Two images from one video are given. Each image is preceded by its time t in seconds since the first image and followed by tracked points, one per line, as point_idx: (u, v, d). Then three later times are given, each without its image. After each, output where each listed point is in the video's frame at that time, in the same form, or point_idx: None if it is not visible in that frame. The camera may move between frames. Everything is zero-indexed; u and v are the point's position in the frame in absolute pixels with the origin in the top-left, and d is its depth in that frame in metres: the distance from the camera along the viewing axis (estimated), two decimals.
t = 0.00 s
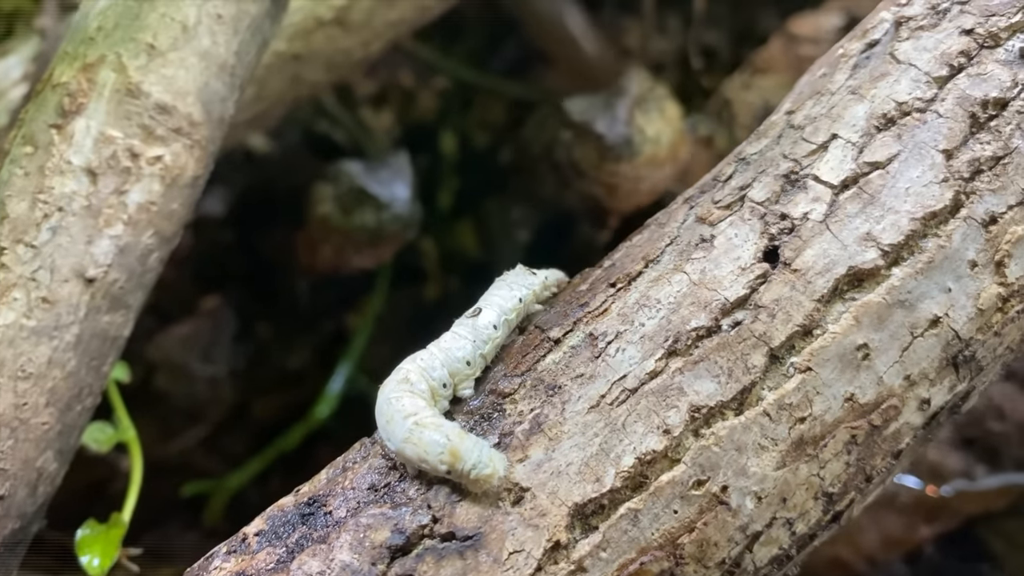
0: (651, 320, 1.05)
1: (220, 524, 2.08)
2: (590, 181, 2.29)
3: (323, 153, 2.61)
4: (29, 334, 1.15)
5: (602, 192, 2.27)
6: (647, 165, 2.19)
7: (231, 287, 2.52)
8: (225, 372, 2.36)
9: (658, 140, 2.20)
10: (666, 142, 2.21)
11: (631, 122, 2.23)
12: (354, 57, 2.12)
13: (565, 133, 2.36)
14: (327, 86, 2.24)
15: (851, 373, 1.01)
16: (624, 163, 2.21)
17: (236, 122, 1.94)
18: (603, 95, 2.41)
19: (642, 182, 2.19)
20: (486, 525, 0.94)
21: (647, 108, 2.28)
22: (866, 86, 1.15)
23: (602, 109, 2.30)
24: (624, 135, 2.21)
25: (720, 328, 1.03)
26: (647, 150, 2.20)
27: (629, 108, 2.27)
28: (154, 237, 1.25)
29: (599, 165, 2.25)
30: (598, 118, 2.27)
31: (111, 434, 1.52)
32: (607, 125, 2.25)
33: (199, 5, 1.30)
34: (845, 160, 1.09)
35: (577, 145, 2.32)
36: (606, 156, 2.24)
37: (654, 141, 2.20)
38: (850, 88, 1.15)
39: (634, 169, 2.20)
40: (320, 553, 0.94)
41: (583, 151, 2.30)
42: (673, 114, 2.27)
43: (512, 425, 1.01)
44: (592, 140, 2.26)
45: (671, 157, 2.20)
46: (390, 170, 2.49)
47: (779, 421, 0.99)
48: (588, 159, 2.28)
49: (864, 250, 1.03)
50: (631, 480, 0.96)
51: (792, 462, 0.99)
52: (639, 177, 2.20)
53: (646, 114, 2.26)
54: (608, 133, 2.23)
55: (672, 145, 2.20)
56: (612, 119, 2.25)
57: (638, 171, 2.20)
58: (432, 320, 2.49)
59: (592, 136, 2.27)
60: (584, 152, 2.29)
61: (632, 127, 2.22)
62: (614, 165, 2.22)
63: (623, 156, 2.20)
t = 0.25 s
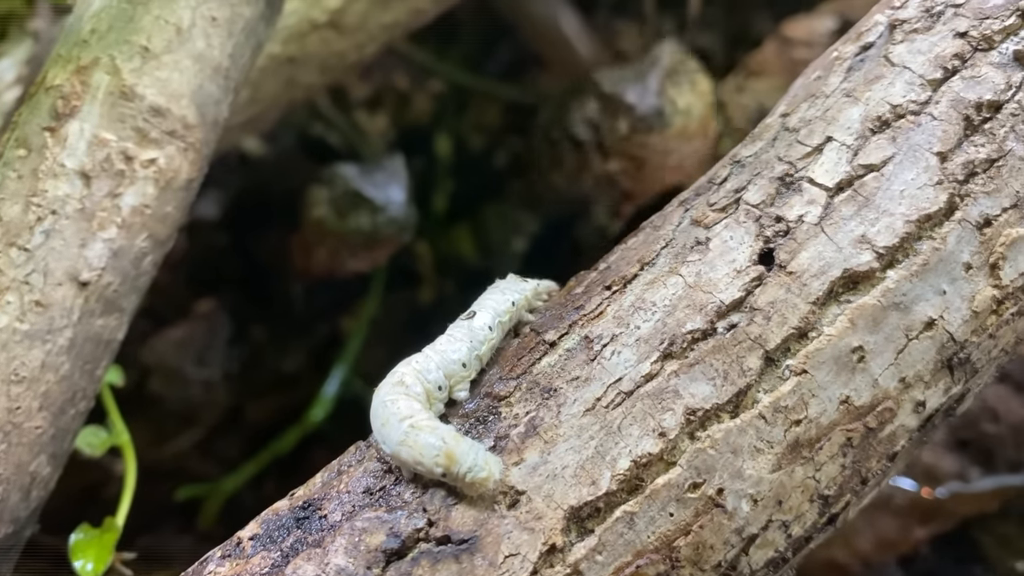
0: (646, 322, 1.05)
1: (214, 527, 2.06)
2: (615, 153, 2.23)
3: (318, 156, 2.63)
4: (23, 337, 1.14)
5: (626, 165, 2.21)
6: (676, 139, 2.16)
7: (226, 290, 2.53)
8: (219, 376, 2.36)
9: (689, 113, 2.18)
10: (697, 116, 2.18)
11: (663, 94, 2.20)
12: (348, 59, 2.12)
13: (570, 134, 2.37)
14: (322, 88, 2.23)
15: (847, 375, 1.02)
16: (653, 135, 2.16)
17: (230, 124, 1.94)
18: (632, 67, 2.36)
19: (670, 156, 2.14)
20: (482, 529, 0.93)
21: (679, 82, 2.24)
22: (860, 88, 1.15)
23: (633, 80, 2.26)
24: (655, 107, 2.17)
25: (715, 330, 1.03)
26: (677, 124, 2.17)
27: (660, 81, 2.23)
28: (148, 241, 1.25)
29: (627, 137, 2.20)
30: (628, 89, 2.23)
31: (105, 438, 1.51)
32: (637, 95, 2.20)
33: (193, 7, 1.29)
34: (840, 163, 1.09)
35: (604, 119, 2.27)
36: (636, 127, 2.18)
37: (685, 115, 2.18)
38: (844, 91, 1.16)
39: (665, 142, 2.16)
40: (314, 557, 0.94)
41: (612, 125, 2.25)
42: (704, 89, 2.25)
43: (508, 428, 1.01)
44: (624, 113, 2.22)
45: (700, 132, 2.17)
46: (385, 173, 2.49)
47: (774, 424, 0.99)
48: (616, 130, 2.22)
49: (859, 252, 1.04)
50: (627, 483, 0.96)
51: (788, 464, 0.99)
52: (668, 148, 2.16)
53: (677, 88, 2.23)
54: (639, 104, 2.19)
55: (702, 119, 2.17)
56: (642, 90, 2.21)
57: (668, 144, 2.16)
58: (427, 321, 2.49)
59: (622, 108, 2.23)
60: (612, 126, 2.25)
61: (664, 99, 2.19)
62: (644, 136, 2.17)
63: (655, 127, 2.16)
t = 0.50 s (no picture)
0: (642, 325, 1.04)
1: (208, 531, 2.05)
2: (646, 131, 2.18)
3: (313, 158, 2.63)
4: (15, 340, 1.13)
5: (657, 144, 2.17)
6: (707, 121, 2.11)
7: (220, 292, 2.51)
8: (213, 378, 2.35)
9: (723, 93, 2.12)
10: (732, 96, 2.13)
11: (696, 73, 2.12)
12: (342, 61, 2.12)
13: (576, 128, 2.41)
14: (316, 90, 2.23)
15: (842, 377, 1.01)
16: (685, 116, 2.11)
17: (224, 126, 1.93)
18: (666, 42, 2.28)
19: (702, 137, 2.12)
20: (477, 531, 0.93)
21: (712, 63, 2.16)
22: (855, 90, 1.15)
23: (665, 57, 2.19)
24: (688, 87, 2.10)
25: (710, 333, 1.03)
26: (710, 104, 2.11)
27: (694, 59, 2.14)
28: (141, 243, 1.24)
29: (658, 115, 2.14)
30: (661, 68, 2.16)
31: (98, 441, 1.51)
32: (670, 74, 2.14)
33: (187, 9, 1.29)
34: (835, 165, 1.09)
35: (637, 97, 2.23)
36: (669, 107, 2.12)
37: (719, 96, 2.12)
38: (839, 93, 1.16)
39: (697, 123, 2.11)
40: (309, 560, 0.93)
41: (644, 103, 2.20)
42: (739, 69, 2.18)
43: (503, 430, 1.01)
44: (656, 92, 2.15)
45: (733, 113, 2.12)
46: (379, 175, 2.50)
47: (770, 426, 0.99)
48: (648, 108, 2.17)
49: (854, 254, 1.04)
50: (622, 485, 0.96)
51: (783, 467, 0.99)
52: (699, 130, 2.12)
53: (711, 69, 2.15)
54: (671, 83, 2.12)
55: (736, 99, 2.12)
56: (676, 69, 2.14)
57: (700, 125, 2.12)
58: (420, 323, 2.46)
59: (654, 86, 2.17)
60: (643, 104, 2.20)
61: (698, 80, 2.11)
62: (677, 117, 2.12)
63: (688, 109, 2.10)
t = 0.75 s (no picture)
0: (635, 325, 1.05)
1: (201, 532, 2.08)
2: (650, 128, 2.17)
3: (309, 160, 2.67)
4: (9, 341, 1.13)
5: (661, 142, 2.16)
6: (710, 118, 2.10)
7: (214, 293, 2.49)
8: (207, 379, 2.35)
9: (726, 90, 2.12)
10: (735, 94, 2.12)
11: (700, 69, 2.11)
12: (337, 62, 2.12)
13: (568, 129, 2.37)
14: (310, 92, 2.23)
15: (834, 377, 1.02)
16: (688, 113, 2.11)
17: (218, 127, 1.94)
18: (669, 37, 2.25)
19: (705, 134, 2.10)
20: (472, 532, 0.93)
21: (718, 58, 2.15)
22: (848, 93, 1.16)
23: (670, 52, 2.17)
24: (692, 84, 2.09)
25: (704, 333, 1.03)
26: (713, 100, 2.11)
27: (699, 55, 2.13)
28: (136, 244, 1.24)
29: (661, 113, 2.13)
30: (665, 64, 2.14)
31: (91, 442, 1.50)
32: (674, 69, 2.12)
33: (182, 10, 1.29)
34: (827, 166, 1.10)
35: (640, 94, 2.22)
36: (673, 104, 2.11)
37: (723, 93, 2.11)
38: (832, 95, 1.16)
39: (700, 121, 2.10)
40: (303, 561, 0.94)
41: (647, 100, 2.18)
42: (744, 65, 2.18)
43: (497, 431, 1.01)
44: (660, 89, 2.14)
45: (737, 111, 2.12)
46: (374, 176, 2.52)
47: (763, 426, 1.00)
48: (652, 105, 2.15)
49: (847, 255, 1.04)
50: (616, 486, 0.96)
51: (776, 467, 1.00)
52: (703, 128, 2.10)
53: (715, 66, 2.14)
54: (675, 80, 2.10)
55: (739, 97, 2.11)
56: (680, 65, 2.12)
57: (704, 123, 2.10)
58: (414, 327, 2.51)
59: (658, 82, 2.15)
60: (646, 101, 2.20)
61: (701, 76, 2.11)
62: (680, 114, 2.11)
63: (692, 106, 2.09)
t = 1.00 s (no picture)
0: (632, 327, 1.05)
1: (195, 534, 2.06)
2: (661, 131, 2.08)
3: (303, 161, 2.67)
4: (5, 341, 1.13)
5: (673, 146, 2.07)
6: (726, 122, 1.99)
7: (209, 294, 2.49)
8: (202, 380, 2.34)
9: (742, 94, 2.01)
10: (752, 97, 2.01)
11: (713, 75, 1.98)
12: (332, 63, 2.12)
13: (570, 117, 2.34)
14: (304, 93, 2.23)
15: (830, 379, 1.03)
16: (703, 118, 1.99)
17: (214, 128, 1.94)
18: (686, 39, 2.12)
19: (719, 139, 2.00)
20: (469, 532, 0.93)
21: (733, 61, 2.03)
22: (843, 95, 1.16)
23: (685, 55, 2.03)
24: (707, 89, 1.96)
25: (700, 335, 1.04)
26: (729, 106, 1.99)
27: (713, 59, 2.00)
28: (132, 244, 1.24)
29: (675, 118, 2.02)
30: (678, 66, 2.00)
31: (87, 443, 1.50)
32: (687, 73, 1.98)
33: (179, 11, 1.30)
34: (823, 169, 1.11)
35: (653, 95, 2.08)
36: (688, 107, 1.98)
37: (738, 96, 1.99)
38: (827, 98, 1.17)
39: (715, 125, 1.98)
40: (301, 561, 0.94)
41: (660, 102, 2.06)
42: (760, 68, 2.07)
43: (494, 431, 1.01)
44: (673, 94, 2.01)
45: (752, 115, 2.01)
46: (368, 177, 2.53)
47: (758, 427, 1.00)
48: (665, 109, 2.03)
49: (842, 257, 1.05)
50: (613, 486, 0.97)
51: (772, 468, 1.00)
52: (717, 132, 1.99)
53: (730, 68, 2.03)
54: (688, 83, 1.97)
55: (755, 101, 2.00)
56: (695, 69, 1.98)
57: (718, 126, 1.99)
58: (409, 329, 2.50)
59: (671, 85, 2.02)
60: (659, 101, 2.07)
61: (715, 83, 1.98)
62: (694, 119, 1.99)
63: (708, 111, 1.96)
